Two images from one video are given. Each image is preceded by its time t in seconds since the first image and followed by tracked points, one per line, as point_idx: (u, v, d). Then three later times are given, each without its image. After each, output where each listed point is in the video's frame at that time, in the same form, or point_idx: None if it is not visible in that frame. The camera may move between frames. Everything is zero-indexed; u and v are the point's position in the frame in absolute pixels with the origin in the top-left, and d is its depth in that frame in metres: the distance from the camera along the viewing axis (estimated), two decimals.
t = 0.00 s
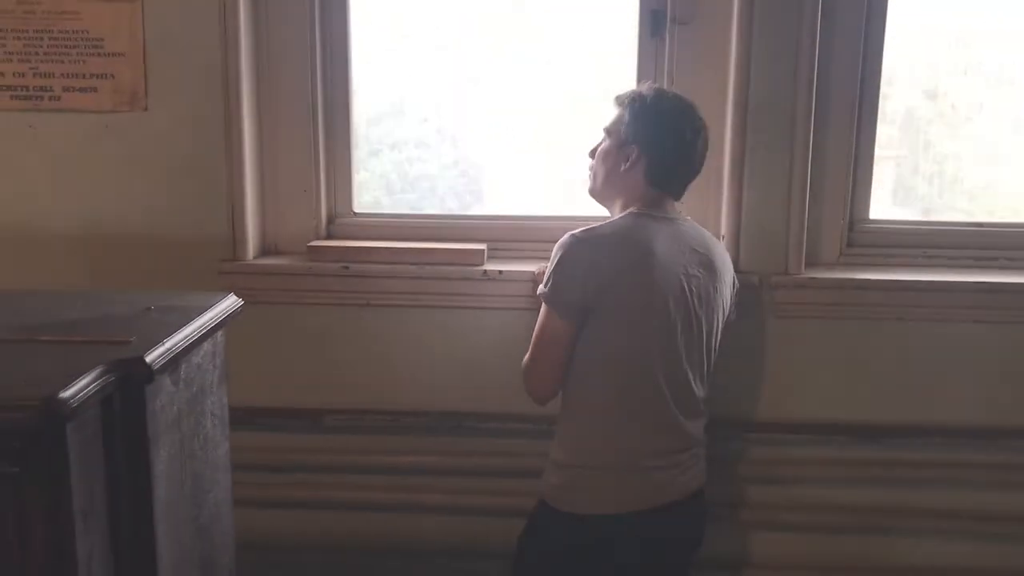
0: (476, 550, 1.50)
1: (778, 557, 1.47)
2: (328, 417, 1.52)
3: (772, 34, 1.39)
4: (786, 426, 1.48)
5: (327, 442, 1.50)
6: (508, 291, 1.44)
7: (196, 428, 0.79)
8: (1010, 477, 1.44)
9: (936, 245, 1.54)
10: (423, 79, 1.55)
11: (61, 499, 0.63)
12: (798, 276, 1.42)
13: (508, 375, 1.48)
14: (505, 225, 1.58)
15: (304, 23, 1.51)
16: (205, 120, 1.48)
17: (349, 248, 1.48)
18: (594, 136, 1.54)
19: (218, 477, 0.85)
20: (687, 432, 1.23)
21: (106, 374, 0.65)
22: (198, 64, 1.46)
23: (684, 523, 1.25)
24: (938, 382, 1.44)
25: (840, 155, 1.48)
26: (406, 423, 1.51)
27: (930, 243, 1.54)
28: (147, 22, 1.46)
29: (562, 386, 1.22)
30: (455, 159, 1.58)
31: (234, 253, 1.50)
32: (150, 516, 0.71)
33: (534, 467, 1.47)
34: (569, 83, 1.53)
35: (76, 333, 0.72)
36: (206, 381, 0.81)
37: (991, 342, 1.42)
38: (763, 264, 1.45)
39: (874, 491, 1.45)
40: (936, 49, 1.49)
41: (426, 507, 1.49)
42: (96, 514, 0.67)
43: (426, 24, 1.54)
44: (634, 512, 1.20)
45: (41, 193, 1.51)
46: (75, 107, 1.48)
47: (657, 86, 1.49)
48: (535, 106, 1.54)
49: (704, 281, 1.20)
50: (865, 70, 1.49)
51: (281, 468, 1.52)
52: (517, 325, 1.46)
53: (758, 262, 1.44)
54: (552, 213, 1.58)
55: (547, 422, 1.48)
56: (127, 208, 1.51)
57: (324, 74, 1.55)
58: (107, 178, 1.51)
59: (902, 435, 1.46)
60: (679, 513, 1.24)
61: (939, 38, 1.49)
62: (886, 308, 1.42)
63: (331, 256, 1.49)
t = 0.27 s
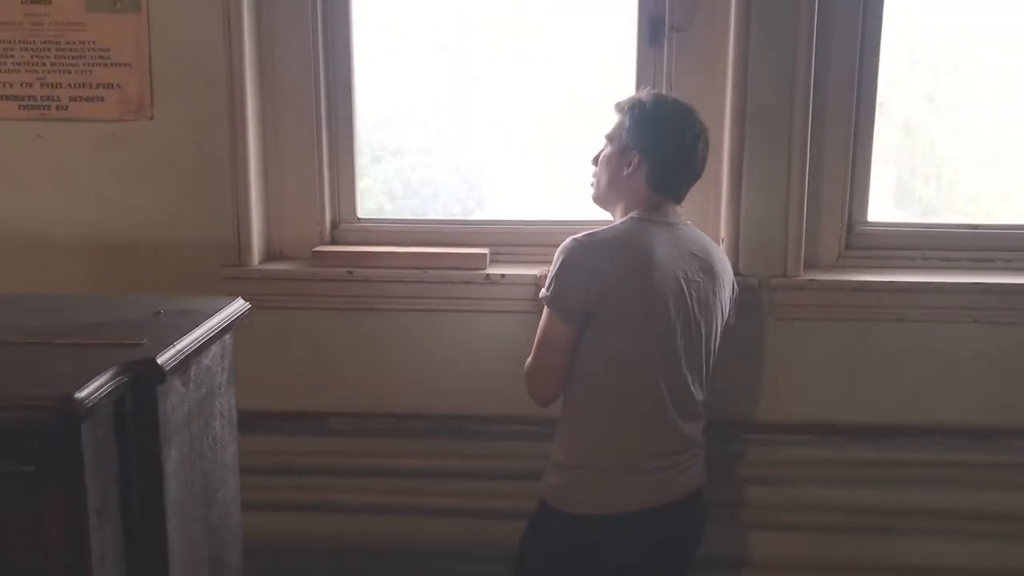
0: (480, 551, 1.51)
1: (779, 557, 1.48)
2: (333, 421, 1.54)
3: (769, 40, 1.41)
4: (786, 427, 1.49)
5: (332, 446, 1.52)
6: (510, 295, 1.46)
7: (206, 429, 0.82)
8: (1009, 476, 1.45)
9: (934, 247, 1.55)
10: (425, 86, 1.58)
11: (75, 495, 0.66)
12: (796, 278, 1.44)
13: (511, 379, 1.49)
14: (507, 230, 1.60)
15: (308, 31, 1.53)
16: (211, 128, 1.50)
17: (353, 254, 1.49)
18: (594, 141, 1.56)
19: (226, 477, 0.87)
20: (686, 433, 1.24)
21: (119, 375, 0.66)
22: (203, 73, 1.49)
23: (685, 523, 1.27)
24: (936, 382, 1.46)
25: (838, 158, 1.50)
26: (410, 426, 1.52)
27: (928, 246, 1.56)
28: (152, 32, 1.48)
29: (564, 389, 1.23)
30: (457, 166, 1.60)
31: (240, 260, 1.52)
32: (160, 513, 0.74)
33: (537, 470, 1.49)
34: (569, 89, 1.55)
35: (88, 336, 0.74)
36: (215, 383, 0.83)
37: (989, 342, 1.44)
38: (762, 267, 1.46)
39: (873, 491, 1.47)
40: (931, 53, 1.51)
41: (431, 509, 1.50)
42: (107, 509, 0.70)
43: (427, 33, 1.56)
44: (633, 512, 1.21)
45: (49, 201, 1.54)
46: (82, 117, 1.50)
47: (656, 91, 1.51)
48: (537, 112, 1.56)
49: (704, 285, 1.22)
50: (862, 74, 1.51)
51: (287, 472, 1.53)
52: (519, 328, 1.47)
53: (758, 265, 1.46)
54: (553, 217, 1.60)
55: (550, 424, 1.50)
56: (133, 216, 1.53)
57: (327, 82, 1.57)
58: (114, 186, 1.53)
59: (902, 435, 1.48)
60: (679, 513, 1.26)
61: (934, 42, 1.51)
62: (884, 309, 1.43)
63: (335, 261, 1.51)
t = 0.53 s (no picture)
0: (484, 553, 1.53)
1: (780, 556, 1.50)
2: (337, 425, 1.56)
3: (765, 46, 1.44)
4: (786, 428, 1.51)
5: (337, 449, 1.53)
6: (512, 298, 1.47)
7: (220, 432, 0.80)
8: (1006, 475, 1.47)
9: (929, 249, 1.58)
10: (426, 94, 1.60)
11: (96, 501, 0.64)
12: (794, 281, 1.46)
13: (514, 382, 1.51)
14: (508, 235, 1.62)
15: (310, 40, 1.55)
16: (214, 136, 1.52)
17: (357, 259, 1.51)
18: (593, 147, 1.58)
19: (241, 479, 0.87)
20: (687, 434, 1.26)
21: (140, 378, 0.66)
22: (207, 82, 1.50)
23: (687, 524, 1.28)
24: (933, 382, 1.47)
25: (834, 163, 1.52)
26: (414, 429, 1.54)
27: (924, 248, 1.58)
28: (157, 42, 1.50)
29: (566, 392, 1.25)
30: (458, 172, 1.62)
31: (244, 266, 1.54)
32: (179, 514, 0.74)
33: (540, 471, 1.50)
34: (568, 96, 1.58)
35: (104, 338, 0.76)
36: (228, 384, 0.83)
37: (986, 342, 1.46)
38: (760, 270, 1.48)
39: (872, 490, 1.48)
40: (925, 58, 1.54)
41: (435, 512, 1.52)
42: (129, 514, 0.68)
43: (428, 42, 1.58)
44: (635, 512, 1.23)
45: (55, 209, 1.55)
46: (87, 126, 1.52)
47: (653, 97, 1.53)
48: (536, 119, 1.59)
49: (704, 288, 1.24)
50: (857, 80, 1.53)
51: (291, 476, 1.55)
52: (522, 332, 1.49)
53: (756, 268, 1.48)
54: (554, 222, 1.62)
55: (552, 427, 1.51)
56: (138, 223, 1.55)
57: (329, 90, 1.59)
58: (119, 194, 1.54)
59: (900, 434, 1.49)
60: (681, 513, 1.27)
61: (928, 48, 1.53)
62: (881, 311, 1.45)
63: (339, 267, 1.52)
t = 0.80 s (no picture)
0: (484, 553, 1.55)
1: (777, 552, 1.52)
2: (339, 426, 1.57)
3: (760, 51, 1.46)
4: (782, 425, 1.53)
5: (339, 450, 1.55)
6: (512, 300, 1.50)
7: (234, 429, 0.82)
8: (998, 471, 1.50)
9: (922, 249, 1.60)
10: (426, 99, 1.62)
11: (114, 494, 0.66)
12: (789, 281, 1.48)
13: (513, 382, 1.53)
14: (507, 238, 1.64)
15: (311, 47, 1.57)
16: (217, 141, 1.54)
17: (359, 262, 1.53)
18: (591, 151, 1.61)
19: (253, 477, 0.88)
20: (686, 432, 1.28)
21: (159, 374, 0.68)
22: (210, 88, 1.52)
23: (685, 520, 1.31)
24: (927, 380, 1.50)
25: (828, 165, 1.54)
26: (416, 430, 1.56)
27: (917, 248, 1.60)
28: (160, 49, 1.52)
29: (568, 392, 1.28)
30: (458, 176, 1.64)
31: (247, 269, 1.56)
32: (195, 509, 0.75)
33: (540, 471, 1.52)
34: (566, 101, 1.60)
35: (119, 338, 0.78)
36: (242, 382, 0.85)
37: (978, 341, 1.48)
38: (757, 270, 1.51)
39: (868, 487, 1.51)
40: (917, 61, 1.56)
41: (436, 511, 1.54)
42: (147, 509, 0.70)
43: (427, 47, 1.61)
44: (634, 509, 1.25)
45: (60, 214, 1.57)
46: (92, 132, 1.54)
47: (650, 101, 1.55)
48: (535, 123, 1.61)
49: (701, 289, 1.26)
50: (851, 83, 1.55)
51: (294, 477, 1.57)
52: (521, 333, 1.51)
53: (752, 268, 1.51)
54: (552, 225, 1.64)
55: (551, 426, 1.53)
56: (142, 228, 1.57)
57: (330, 96, 1.61)
58: (123, 200, 1.56)
59: (895, 432, 1.52)
60: (678, 510, 1.30)
61: (919, 51, 1.56)
62: (876, 310, 1.48)
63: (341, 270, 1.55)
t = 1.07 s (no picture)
0: (486, 544, 1.57)
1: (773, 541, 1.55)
2: (342, 420, 1.60)
3: (754, 50, 1.49)
4: (778, 417, 1.56)
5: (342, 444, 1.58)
6: (512, 295, 1.52)
7: (248, 417, 0.85)
8: (989, 460, 1.53)
9: (915, 243, 1.63)
10: (426, 98, 1.64)
11: (139, 476, 0.69)
12: (784, 275, 1.51)
13: (514, 376, 1.56)
14: (507, 234, 1.67)
15: (312, 47, 1.59)
16: (221, 140, 1.56)
17: (361, 259, 1.55)
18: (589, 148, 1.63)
19: (267, 464, 0.91)
20: (684, 423, 1.31)
21: (181, 362, 0.70)
22: (214, 89, 1.55)
23: (684, 509, 1.33)
24: (921, 371, 1.53)
25: (821, 162, 1.57)
26: (418, 424, 1.58)
27: (909, 242, 1.63)
28: (164, 49, 1.54)
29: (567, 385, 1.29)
30: (458, 173, 1.67)
31: (250, 266, 1.58)
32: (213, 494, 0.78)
33: (540, 463, 1.55)
34: (564, 99, 1.63)
35: (137, 328, 0.80)
36: (254, 372, 0.87)
37: (970, 332, 1.51)
38: (752, 265, 1.54)
39: (862, 477, 1.54)
40: (908, 59, 1.59)
41: (438, 504, 1.56)
42: (169, 494, 0.72)
43: (427, 47, 1.63)
44: (633, 498, 1.28)
45: (66, 213, 1.59)
46: (97, 132, 1.56)
47: (647, 99, 1.58)
48: (534, 121, 1.64)
49: (698, 283, 1.29)
50: (843, 81, 1.58)
51: (298, 470, 1.59)
52: (521, 328, 1.54)
53: (747, 263, 1.53)
54: (551, 221, 1.67)
55: (551, 419, 1.56)
56: (147, 226, 1.59)
57: (332, 95, 1.63)
58: (128, 198, 1.58)
59: (888, 422, 1.55)
60: (676, 499, 1.32)
61: (910, 49, 1.59)
62: (869, 303, 1.51)
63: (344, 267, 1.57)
